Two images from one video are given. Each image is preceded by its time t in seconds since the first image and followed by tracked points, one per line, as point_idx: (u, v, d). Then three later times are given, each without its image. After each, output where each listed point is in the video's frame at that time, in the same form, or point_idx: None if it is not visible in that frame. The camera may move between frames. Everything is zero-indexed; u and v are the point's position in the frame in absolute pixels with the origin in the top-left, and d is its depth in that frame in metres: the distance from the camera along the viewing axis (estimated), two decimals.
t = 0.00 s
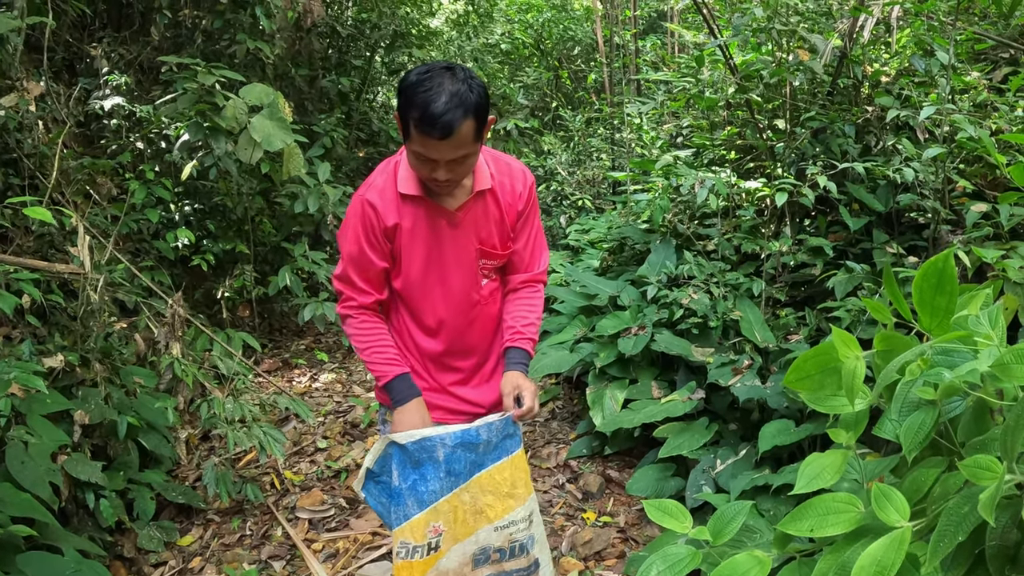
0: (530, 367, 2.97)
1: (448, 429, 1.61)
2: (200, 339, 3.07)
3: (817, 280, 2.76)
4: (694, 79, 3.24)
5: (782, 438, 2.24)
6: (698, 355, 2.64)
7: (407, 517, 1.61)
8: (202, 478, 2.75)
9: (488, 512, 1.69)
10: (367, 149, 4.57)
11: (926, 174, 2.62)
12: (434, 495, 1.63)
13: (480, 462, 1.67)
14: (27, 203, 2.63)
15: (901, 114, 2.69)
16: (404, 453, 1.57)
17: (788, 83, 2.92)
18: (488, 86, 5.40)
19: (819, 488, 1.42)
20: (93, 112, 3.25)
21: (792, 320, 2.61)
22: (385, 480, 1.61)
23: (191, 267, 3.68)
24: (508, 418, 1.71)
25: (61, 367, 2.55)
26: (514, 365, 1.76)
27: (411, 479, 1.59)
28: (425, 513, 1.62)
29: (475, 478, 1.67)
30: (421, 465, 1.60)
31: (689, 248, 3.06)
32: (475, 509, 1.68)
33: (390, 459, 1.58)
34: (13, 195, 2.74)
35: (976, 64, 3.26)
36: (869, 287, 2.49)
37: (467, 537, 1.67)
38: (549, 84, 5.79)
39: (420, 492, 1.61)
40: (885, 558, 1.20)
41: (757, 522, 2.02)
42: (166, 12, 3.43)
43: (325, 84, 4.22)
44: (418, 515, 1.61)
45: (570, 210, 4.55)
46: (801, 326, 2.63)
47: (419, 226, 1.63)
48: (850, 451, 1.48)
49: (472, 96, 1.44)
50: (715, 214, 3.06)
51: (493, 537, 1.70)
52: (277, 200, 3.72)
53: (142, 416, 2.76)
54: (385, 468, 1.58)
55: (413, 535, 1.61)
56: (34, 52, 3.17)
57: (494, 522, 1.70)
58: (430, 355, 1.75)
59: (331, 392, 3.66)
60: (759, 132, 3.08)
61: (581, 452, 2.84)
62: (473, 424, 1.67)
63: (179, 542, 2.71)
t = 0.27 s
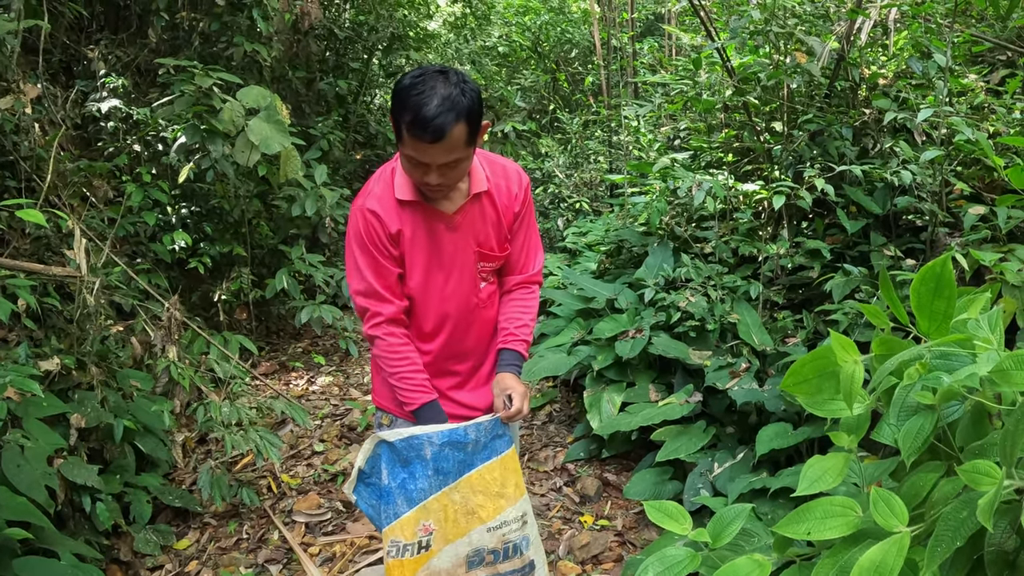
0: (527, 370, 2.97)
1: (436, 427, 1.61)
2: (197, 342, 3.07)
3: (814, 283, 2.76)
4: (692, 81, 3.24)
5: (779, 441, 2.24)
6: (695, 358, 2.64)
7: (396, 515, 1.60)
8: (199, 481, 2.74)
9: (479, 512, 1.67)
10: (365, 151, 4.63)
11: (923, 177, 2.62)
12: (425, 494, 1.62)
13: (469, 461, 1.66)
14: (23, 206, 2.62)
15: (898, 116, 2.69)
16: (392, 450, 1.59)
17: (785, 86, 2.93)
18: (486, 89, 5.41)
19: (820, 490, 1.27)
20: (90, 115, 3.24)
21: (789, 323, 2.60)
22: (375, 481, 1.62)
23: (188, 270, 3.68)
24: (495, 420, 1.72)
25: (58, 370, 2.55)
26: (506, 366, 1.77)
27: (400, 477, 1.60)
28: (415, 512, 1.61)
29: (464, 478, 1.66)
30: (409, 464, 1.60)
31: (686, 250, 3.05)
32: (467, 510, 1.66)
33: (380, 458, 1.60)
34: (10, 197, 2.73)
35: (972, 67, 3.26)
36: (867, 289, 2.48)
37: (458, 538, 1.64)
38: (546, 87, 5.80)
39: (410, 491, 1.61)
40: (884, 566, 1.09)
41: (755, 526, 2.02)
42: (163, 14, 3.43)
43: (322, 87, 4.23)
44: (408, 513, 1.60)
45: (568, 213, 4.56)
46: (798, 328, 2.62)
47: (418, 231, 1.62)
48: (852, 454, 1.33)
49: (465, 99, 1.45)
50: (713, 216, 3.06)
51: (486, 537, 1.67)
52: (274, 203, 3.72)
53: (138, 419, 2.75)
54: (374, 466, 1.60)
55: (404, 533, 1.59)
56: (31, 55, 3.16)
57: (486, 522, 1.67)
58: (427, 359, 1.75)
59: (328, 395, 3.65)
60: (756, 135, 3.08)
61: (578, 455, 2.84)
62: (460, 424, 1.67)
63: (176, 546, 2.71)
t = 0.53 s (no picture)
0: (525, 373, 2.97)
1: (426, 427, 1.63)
2: (194, 344, 3.06)
3: (812, 285, 2.76)
4: (689, 83, 3.24)
5: (777, 444, 2.24)
6: (693, 360, 2.65)
7: (390, 516, 1.59)
8: (197, 484, 2.74)
9: (474, 514, 1.65)
10: (363, 154, 4.72)
11: (921, 178, 2.61)
12: (418, 494, 1.61)
13: (463, 462, 1.66)
14: (20, 208, 2.62)
15: (895, 118, 2.69)
16: (385, 449, 1.60)
17: (783, 88, 2.93)
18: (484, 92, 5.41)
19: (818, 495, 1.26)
20: (87, 117, 3.24)
21: (787, 325, 2.60)
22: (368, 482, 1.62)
23: (185, 272, 3.68)
24: (498, 421, 1.72)
25: (55, 372, 2.54)
26: (512, 368, 1.78)
27: (392, 477, 1.61)
28: (409, 512, 1.60)
29: (459, 479, 1.65)
30: (402, 463, 1.61)
31: (684, 253, 3.05)
32: (462, 511, 1.64)
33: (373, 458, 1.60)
34: (7, 199, 2.72)
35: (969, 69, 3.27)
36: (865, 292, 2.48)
37: (453, 540, 1.62)
38: (544, 89, 5.81)
39: (402, 491, 1.61)
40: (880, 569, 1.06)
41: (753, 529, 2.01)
42: (161, 16, 3.42)
43: (320, 89, 4.23)
44: (402, 513, 1.59)
45: (566, 216, 4.56)
46: (796, 331, 2.62)
47: (417, 238, 1.62)
48: (850, 458, 1.30)
49: (458, 106, 1.45)
50: (711, 218, 3.06)
51: (481, 540, 1.65)
52: (272, 205, 3.72)
53: (135, 422, 2.75)
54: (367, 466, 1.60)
55: (398, 533, 1.58)
56: (28, 57, 3.16)
57: (481, 524, 1.64)
58: (431, 364, 1.75)
59: (325, 397, 3.65)
60: (753, 137, 3.08)
61: (576, 457, 2.84)
62: (453, 424, 1.68)
63: (173, 549, 2.70)
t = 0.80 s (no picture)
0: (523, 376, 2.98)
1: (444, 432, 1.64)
2: (192, 347, 3.06)
3: (810, 287, 2.76)
4: (687, 86, 3.25)
5: (775, 446, 2.24)
6: (691, 363, 2.65)
7: (401, 518, 1.63)
8: (195, 487, 2.74)
9: (484, 519, 1.69)
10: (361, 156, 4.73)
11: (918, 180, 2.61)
12: (430, 498, 1.65)
13: (477, 468, 1.68)
14: (18, 210, 2.61)
15: (893, 120, 2.69)
16: (401, 453, 1.63)
17: (780, 90, 2.94)
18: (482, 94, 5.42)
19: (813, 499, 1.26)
20: (86, 119, 3.24)
21: (785, 327, 2.60)
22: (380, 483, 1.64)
23: (184, 274, 3.68)
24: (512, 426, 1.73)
25: (53, 375, 2.54)
26: (515, 372, 1.71)
27: (405, 480, 1.63)
28: (420, 516, 1.64)
29: (470, 484, 1.68)
30: (416, 467, 1.64)
31: (682, 255, 3.06)
32: (473, 515, 1.68)
33: (388, 459, 1.62)
34: (5, 202, 2.72)
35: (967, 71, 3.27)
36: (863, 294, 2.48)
37: (462, 544, 1.67)
38: (542, 91, 5.81)
39: (415, 494, 1.64)
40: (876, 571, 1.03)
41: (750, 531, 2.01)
42: (159, 18, 3.42)
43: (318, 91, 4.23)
44: (413, 516, 1.63)
45: (564, 218, 4.58)
46: (794, 333, 2.62)
47: (408, 240, 1.63)
48: (843, 462, 1.29)
49: (434, 107, 1.45)
50: (709, 221, 3.07)
51: (489, 545, 1.69)
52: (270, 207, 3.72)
53: (134, 424, 2.74)
54: (381, 469, 1.62)
55: (408, 536, 1.63)
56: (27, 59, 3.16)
57: (490, 529, 1.69)
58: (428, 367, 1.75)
59: (324, 400, 3.65)
60: (751, 139, 3.09)
61: (574, 459, 2.84)
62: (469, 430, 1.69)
63: (172, 552, 2.70)
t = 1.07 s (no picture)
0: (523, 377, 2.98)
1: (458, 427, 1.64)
2: (192, 349, 3.07)
3: (809, 288, 2.77)
4: (686, 88, 3.25)
5: (775, 447, 2.24)
6: (690, 364, 2.65)
7: (415, 513, 1.65)
8: (195, 489, 2.73)
9: (491, 510, 1.70)
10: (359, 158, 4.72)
11: (917, 182, 2.61)
12: (441, 489, 1.67)
13: (487, 459, 1.69)
14: (18, 212, 2.61)
15: (892, 122, 2.69)
16: (415, 449, 1.62)
17: (779, 92, 2.94)
18: (480, 95, 5.42)
19: (813, 501, 1.26)
20: (85, 121, 3.24)
21: (784, 329, 2.61)
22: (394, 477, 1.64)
23: (183, 276, 3.68)
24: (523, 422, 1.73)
25: (53, 377, 2.53)
26: (523, 368, 1.73)
27: (418, 473, 1.64)
28: (431, 508, 1.66)
29: (480, 476, 1.69)
30: (429, 461, 1.65)
31: (681, 257, 3.06)
32: (481, 505, 1.70)
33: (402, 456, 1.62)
34: (4, 204, 2.71)
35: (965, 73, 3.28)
36: (863, 295, 2.48)
37: (468, 533, 1.70)
38: (541, 93, 5.82)
39: (427, 486, 1.66)
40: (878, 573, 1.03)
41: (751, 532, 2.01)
42: (158, 20, 3.41)
43: (317, 93, 4.24)
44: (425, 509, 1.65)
45: (563, 220, 4.59)
46: (793, 334, 2.63)
47: (405, 238, 1.63)
48: (843, 465, 1.30)
49: (421, 103, 1.45)
50: (708, 222, 3.07)
51: (495, 536, 1.71)
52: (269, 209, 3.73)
53: (133, 426, 2.74)
54: (395, 464, 1.63)
55: (420, 531, 1.65)
56: (26, 61, 3.16)
57: (497, 520, 1.70)
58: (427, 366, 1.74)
59: (323, 402, 3.65)
60: (750, 141, 3.09)
61: (574, 461, 2.85)
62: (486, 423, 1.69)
63: (171, 554, 2.70)
